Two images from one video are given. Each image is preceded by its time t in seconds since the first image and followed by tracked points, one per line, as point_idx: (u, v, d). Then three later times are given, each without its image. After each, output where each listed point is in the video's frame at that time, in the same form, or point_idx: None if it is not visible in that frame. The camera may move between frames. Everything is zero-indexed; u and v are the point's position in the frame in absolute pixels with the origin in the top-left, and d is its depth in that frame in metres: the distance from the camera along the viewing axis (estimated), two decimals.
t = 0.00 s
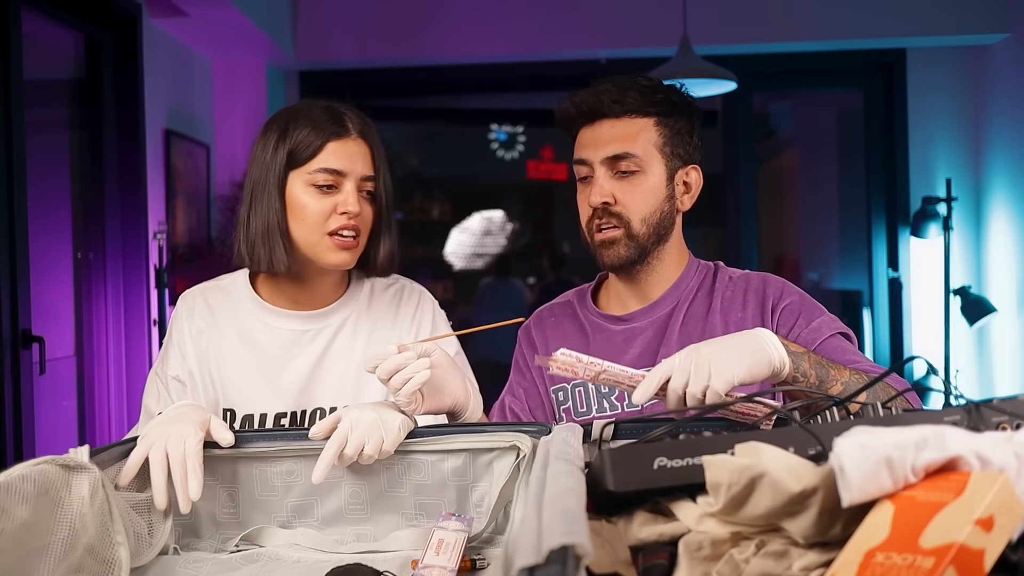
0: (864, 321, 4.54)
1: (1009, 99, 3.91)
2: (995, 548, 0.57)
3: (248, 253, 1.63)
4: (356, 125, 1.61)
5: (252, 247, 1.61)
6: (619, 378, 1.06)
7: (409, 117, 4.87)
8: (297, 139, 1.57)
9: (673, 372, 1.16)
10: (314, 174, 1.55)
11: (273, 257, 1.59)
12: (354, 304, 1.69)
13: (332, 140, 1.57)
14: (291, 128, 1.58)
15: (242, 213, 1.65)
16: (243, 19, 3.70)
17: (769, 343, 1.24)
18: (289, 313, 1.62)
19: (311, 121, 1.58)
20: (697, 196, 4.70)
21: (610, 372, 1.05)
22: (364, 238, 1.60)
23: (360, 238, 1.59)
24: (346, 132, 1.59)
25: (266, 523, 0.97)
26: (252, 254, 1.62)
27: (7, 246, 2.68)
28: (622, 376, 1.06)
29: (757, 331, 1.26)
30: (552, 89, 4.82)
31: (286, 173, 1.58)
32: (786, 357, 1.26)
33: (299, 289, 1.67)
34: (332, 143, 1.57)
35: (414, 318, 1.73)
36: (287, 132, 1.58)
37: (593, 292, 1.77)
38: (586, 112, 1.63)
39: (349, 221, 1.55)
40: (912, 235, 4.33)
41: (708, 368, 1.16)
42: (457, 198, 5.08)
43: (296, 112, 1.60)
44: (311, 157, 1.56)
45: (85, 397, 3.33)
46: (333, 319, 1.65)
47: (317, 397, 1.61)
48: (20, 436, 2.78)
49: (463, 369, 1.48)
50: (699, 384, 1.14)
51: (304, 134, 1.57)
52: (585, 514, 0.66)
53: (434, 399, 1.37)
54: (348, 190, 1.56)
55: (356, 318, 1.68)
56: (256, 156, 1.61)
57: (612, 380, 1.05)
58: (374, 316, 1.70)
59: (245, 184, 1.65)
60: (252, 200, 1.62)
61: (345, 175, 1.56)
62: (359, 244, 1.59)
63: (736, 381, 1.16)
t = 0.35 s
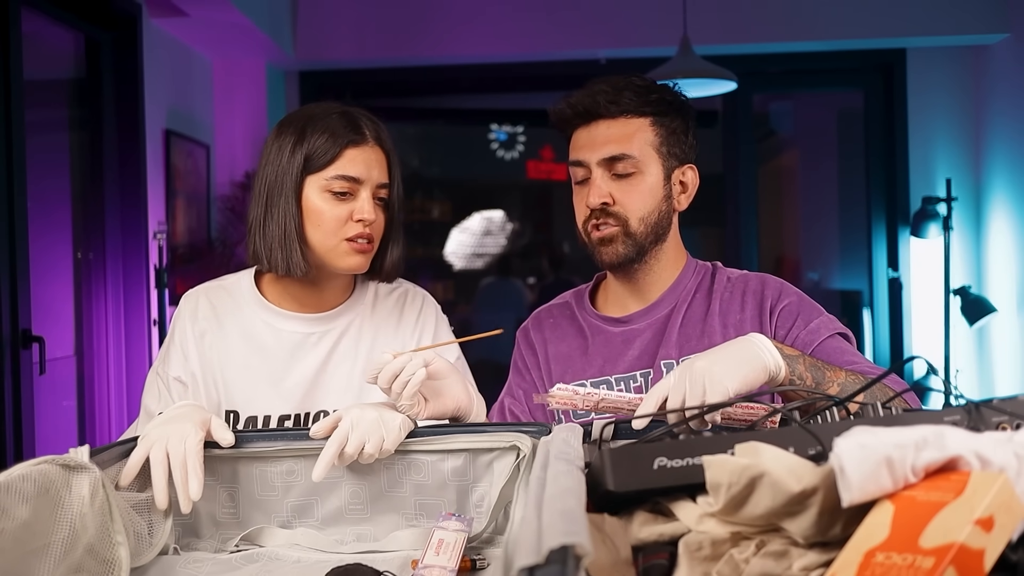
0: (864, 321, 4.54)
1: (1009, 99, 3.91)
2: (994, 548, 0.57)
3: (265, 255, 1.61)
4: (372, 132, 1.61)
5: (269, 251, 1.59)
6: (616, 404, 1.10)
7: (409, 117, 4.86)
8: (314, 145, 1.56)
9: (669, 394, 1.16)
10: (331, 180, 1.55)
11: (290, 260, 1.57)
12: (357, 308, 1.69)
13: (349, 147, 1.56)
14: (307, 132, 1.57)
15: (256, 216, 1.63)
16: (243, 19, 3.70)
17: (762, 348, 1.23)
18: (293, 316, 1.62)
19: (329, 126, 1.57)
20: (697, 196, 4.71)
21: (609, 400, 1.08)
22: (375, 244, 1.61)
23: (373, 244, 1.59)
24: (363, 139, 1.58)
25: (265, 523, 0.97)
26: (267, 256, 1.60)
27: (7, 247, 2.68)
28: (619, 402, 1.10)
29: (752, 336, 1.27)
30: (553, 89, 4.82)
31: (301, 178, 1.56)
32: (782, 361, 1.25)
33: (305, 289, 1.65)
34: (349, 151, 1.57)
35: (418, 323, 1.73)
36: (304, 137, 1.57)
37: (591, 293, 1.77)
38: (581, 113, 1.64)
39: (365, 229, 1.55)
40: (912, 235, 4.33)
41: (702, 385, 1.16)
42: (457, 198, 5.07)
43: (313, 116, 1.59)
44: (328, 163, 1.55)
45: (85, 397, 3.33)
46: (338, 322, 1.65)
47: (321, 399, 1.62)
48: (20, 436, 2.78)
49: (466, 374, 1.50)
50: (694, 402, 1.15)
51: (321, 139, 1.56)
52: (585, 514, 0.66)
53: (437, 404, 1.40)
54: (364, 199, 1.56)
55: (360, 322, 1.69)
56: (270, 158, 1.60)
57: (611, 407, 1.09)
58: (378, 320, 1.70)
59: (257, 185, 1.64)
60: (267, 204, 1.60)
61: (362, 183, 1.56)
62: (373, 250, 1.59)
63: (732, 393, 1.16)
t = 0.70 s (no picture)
0: (864, 321, 4.54)
1: (1009, 99, 3.91)
2: (994, 548, 0.57)
3: (264, 251, 1.61)
4: (376, 131, 1.59)
5: (269, 246, 1.60)
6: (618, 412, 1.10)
7: (409, 117, 4.86)
8: (315, 142, 1.55)
9: (669, 398, 1.18)
10: (331, 178, 1.54)
11: (289, 258, 1.57)
12: (355, 307, 1.70)
13: (350, 145, 1.55)
14: (310, 129, 1.57)
15: (259, 210, 1.63)
16: (243, 19, 3.70)
17: (761, 351, 1.23)
18: (293, 314, 1.62)
19: (331, 123, 1.56)
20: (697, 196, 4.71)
21: (610, 409, 1.09)
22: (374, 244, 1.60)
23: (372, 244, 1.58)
24: (365, 138, 1.57)
25: (265, 523, 0.97)
26: (266, 252, 1.61)
27: (7, 247, 2.68)
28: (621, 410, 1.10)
29: (750, 338, 1.27)
30: (553, 89, 4.81)
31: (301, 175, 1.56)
32: (781, 363, 1.24)
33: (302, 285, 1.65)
34: (349, 149, 1.55)
35: (416, 322, 1.74)
36: (307, 133, 1.57)
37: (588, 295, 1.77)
38: (579, 113, 1.63)
39: (361, 228, 1.54)
40: (912, 235, 4.33)
41: (700, 390, 1.17)
42: (457, 199, 5.06)
43: (316, 113, 1.59)
44: (329, 161, 1.55)
45: (85, 396, 3.33)
46: (337, 320, 1.66)
47: (320, 397, 1.62)
48: (20, 436, 2.78)
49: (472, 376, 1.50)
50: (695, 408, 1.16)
51: (323, 137, 1.55)
52: (584, 513, 0.66)
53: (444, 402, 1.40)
54: (363, 198, 1.55)
55: (358, 319, 1.69)
56: (274, 153, 1.60)
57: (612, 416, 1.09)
58: (375, 319, 1.71)
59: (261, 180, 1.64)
60: (269, 199, 1.60)
61: (361, 182, 1.55)
62: (371, 249, 1.58)
63: (732, 398, 1.16)
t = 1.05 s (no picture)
0: (864, 321, 4.54)
1: (1009, 99, 3.91)
2: (994, 548, 0.57)
3: (272, 242, 1.61)
4: (383, 126, 1.58)
5: (276, 236, 1.59)
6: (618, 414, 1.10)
7: (409, 117, 4.86)
8: (323, 135, 1.55)
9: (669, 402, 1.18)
10: (336, 171, 1.54)
11: (294, 250, 1.58)
12: (357, 301, 1.70)
13: (357, 139, 1.55)
14: (317, 122, 1.57)
15: (266, 201, 1.63)
16: (243, 19, 3.70)
17: (760, 351, 1.24)
18: (295, 307, 1.63)
19: (339, 117, 1.56)
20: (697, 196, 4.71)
21: (610, 412, 1.08)
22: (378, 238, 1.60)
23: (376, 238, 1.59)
24: (372, 131, 1.57)
25: (265, 523, 0.97)
26: (273, 243, 1.61)
27: (7, 247, 2.68)
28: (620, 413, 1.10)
29: (750, 340, 1.27)
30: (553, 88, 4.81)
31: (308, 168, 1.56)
32: (781, 365, 1.25)
33: (305, 277, 1.65)
34: (355, 143, 1.55)
35: (418, 316, 1.74)
36: (314, 127, 1.56)
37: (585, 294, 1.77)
38: (578, 113, 1.62)
39: (367, 222, 1.54)
40: (912, 235, 4.33)
41: (699, 394, 1.17)
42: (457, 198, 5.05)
43: (323, 106, 1.59)
44: (335, 154, 1.55)
45: (85, 396, 3.33)
46: (340, 311, 1.66)
47: (325, 389, 1.62)
48: (20, 435, 2.78)
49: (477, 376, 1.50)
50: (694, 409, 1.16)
51: (331, 130, 1.55)
52: (585, 513, 0.66)
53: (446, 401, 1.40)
54: (368, 191, 1.55)
55: (360, 311, 1.69)
56: (283, 146, 1.60)
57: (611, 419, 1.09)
58: (377, 312, 1.70)
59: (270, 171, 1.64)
60: (277, 191, 1.61)
61: (367, 176, 1.55)
62: (375, 243, 1.58)
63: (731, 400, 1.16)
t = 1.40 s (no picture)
0: (864, 321, 4.54)
1: (1009, 99, 3.90)
2: (994, 548, 0.57)
3: (287, 228, 1.61)
4: (398, 114, 1.56)
5: (291, 223, 1.59)
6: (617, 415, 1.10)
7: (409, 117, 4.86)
8: (338, 121, 1.54)
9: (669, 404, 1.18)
10: (349, 159, 1.52)
11: (311, 236, 1.57)
12: (370, 286, 1.69)
13: (371, 127, 1.53)
14: (334, 108, 1.55)
15: (282, 187, 1.62)
16: (243, 19, 3.70)
17: (760, 353, 1.23)
18: (310, 287, 1.63)
19: (354, 103, 1.54)
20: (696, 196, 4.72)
21: (610, 413, 1.08)
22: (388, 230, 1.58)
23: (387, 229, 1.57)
24: (388, 120, 1.54)
25: (266, 522, 0.97)
26: (289, 229, 1.60)
27: (7, 247, 2.68)
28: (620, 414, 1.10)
29: (748, 341, 1.27)
30: (553, 88, 4.81)
31: (323, 154, 1.55)
32: (780, 365, 1.25)
33: (321, 260, 1.64)
34: (370, 130, 1.53)
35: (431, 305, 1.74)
36: (329, 113, 1.55)
37: (585, 295, 1.77)
38: (593, 108, 1.61)
39: (378, 211, 1.52)
40: (912, 235, 4.33)
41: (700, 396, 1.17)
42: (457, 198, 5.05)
43: (341, 93, 1.57)
44: (350, 141, 1.53)
45: (86, 396, 3.33)
46: (354, 295, 1.66)
47: (335, 371, 1.61)
48: (20, 435, 2.78)
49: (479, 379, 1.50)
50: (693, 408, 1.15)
51: (345, 117, 1.53)
52: (585, 513, 0.66)
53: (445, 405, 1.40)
54: (382, 179, 1.52)
55: (373, 296, 1.69)
56: (299, 132, 1.59)
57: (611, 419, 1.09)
58: (390, 299, 1.70)
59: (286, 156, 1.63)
60: (293, 176, 1.60)
61: (380, 164, 1.53)
62: (387, 232, 1.57)
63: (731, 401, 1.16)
